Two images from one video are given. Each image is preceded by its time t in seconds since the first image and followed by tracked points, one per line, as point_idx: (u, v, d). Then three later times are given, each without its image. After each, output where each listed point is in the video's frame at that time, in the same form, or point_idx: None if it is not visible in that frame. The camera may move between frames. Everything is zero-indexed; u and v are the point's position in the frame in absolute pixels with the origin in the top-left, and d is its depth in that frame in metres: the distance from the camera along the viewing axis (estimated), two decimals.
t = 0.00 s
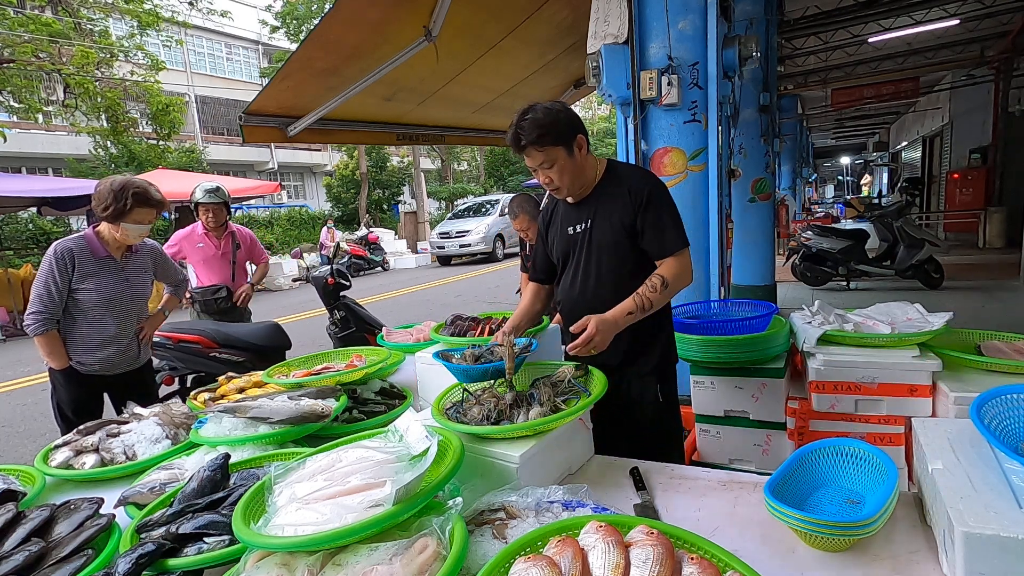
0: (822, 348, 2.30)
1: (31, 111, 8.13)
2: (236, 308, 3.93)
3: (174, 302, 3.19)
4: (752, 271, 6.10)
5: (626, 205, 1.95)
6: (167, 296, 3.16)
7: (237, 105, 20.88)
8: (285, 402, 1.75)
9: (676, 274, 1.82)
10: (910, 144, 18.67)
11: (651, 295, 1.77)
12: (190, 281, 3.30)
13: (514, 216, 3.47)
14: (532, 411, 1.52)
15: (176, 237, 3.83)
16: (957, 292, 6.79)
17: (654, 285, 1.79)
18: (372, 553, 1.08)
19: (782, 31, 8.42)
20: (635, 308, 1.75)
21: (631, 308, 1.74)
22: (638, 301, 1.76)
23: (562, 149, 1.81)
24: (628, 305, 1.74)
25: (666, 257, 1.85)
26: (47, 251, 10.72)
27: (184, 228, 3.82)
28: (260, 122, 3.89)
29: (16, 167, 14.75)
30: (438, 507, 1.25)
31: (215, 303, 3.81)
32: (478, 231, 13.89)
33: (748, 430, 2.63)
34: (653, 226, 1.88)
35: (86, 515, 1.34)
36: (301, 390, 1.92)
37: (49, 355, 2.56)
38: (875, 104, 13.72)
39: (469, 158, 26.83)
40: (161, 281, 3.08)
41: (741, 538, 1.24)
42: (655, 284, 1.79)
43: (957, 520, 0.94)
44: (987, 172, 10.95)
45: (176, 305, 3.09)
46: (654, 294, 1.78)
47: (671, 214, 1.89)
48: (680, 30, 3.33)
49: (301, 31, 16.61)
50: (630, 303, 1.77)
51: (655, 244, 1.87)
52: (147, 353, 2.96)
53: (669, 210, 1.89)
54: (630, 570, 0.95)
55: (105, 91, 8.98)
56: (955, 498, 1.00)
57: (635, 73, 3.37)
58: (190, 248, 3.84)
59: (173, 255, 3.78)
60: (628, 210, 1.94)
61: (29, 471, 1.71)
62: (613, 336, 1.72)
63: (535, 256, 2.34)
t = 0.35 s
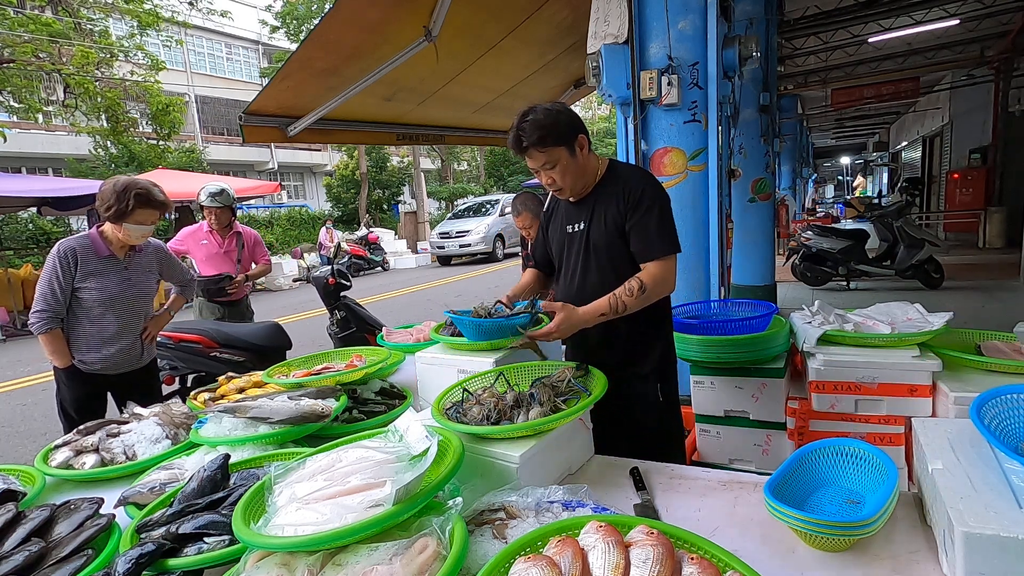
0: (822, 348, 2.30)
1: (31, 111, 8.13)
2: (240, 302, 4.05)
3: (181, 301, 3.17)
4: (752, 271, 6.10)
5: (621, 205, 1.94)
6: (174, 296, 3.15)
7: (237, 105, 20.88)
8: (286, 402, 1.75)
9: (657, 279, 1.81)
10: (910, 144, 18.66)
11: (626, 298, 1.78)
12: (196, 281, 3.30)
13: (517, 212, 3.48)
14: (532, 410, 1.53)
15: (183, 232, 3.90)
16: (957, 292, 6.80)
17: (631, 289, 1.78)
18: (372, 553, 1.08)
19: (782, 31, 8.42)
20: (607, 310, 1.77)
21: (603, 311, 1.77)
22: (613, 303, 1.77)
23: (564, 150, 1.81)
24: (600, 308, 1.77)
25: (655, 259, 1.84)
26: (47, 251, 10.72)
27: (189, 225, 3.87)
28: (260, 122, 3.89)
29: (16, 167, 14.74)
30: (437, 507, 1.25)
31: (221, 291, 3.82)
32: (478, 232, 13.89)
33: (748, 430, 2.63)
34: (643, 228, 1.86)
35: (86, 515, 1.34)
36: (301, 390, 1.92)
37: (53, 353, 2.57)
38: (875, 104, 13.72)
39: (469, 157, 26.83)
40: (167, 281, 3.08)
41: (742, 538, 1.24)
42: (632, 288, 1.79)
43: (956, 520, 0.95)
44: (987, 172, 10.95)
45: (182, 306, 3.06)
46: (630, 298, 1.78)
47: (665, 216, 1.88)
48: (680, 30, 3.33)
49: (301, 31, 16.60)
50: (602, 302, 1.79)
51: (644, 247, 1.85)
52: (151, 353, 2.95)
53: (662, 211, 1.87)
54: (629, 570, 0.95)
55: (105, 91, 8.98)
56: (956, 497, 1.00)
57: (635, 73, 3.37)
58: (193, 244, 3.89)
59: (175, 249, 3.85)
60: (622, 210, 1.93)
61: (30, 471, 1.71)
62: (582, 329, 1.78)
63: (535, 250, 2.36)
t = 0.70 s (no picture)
0: (821, 348, 2.30)
1: (31, 111, 8.13)
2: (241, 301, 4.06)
3: (186, 300, 3.17)
4: (752, 271, 6.10)
5: (621, 207, 1.94)
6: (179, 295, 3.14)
7: (237, 105, 20.88)
8: (286, 401, 1.75)
9: (669, 282, 1.81)
10: (910, 144, 18.66)
11: (645, 306, 1.75)
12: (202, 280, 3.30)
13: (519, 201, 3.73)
14: (532, 410, 1.52)
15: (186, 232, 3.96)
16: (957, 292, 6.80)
17: (649, 295, 1.77)
18: (372, 553, 1.08)
19: (782, 31, 8.42)
20: (632, 321, 1.72)
21: (629, 323, 1.72)
22: (634, 311, 1.74)
23: (561, 154, 1.81)
24: (627, 320, 1.72)
25: (659, 260, 1.84)
26: (47, 251, 10.72)
27: (190, 224, 3.92)
28: (260, 122, 3.89)
29: (16, 167, 14.75)
30: (437, 507, 1.25)
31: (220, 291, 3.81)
32: (478, 232, 13.89)
33: (748, 430, 2.63)
34: (649, 233, 1.86)
35: (85, 515, 1.34)
36: (301, 389, 1.92)
37: (58, 351, 2.57)
38: (875, 104, 13.72)
39: (469, 158, 26.83)
40: (172, 280, 3.07)
41: (742, 538, 1.24)
42: (649, 294, 1.77)
43: (957, 520, 0.94)
44: (987, 172, 10.95)
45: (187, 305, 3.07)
46: (649, 304, 1.76)
47: (667, 218, 1.88)
48: (680, 30, 3.33)
49: (301, 31, 16.60)
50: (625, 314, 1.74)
51: (651, 251, 1.85)
52: (156, 351, 2.95)
53: (663, 213, 1.88)
54: (629, 570, 0.95)
55: (105, 91, 8.98)
56: (955, 498, 1.00)
57: (635, 73, 3.37)
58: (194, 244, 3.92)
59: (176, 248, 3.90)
60: (622, 212, 1.94)
61: (29, 471, 1.71)
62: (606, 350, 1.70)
63: (535, 250, 2.36)
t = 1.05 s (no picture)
0: (821, 348, 2.31)
1: (32, 111, 8.13)
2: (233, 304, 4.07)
3: (191, 300, 3.14)
4: (752, 271, 6.10)
5: (627, 216, 1.94)
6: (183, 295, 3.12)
7: (237, 105, 20.87)
8: (286, 401, 1.75)
9: (653, 304, 1.79)
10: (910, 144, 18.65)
11: (624, 325, 1.73)
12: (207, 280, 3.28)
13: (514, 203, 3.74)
14: (531, 410, 1.53)
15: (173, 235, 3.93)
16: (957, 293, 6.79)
17: (630, 314, 1.75)
18: (372, 553, 1.08)
19: (782, 31, 8.42)
20: (608, 336, 1.70)
21: (605, 337, 1.70)
22: (613, 328, 1.72)
23: (577, 154, 1.81)
24: (603, 335, 1.70)
25: (652, 277, 1.82)
26: (47, 251, 10.72)
27: (178, 226, 3.90)
28: (260, 122, 3.89)
29: (15, 167, 14.75)
30: (437, 507, 1.25)
31: (212, 298, 3.83)
32: (478, 232, 13.89)
33: (748, 430, 2.63)
34: (647, 247, 1.85)
35: (85, 515, 1.34)
36: (301, 390, 1.92)
37: (65, 349, 2.57)
38: (875, 104, 13.72)
39: (469, 157, 26.82)
40: (176, 280, 3.07)
41: (742, 538, 1.24)
42: (631, 312, 1.76)
43: (957, 520, 0.95)
44: (987, 172, 10.94)
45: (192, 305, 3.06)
46: (629, 323, 1.74)
47: (670, 232, 1.87)
48: (680, 30, 3.33)
49: (301, 31, 16.60)
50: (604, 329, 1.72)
51: (645, 266, 1.84)
52: (161, 350, 2.94)
53: (667, 228, 1.87)
54: (629, 570, 0.95)
55: (105, 91, 8.97)
56: (955, 498, 1.00)
57: (635, 73, 3.37)
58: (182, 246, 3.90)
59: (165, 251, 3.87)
60: (627, 221, 1.94)
61: (29, 471, 1.71)
62: (581, 364, 1.69)
63: (538, 245, 2.37)
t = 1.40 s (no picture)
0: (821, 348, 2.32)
1: (32, 111, 8.12)
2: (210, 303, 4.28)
3: (197, 301, 3.12)
4: (753, 271, 6.10)
5: (624, 212, 1.94)
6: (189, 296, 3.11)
7: (237, 105, 20.87)
8: (286, 401, 1.75)
9: (662, 291, 1.80)
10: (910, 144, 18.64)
11: (632, 308, 1.76)
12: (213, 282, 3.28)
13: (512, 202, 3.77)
14: (532, 410, 1.53)
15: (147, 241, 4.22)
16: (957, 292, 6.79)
17: (639, 298, 1.77)
18: (372, 553, 1.07)
19: (782, 31, 8.42)
20: (615, 318, 1.74)
21: (612, 318, 1.74)
22: (620, 311, 1.75)
23: (570, 153, 1.82)
24: (611, 316, 1.74)
25: (654, 267, 1.83)
26: (47, 251, 10.72)
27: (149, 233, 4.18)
28: (260, 122, 3.89)
29: (16, 167, 14.75)
30: (438, 507, 1.25)
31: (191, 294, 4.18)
32: (478, 232, 13.89)
33: (748, 430, 2.63)
34: (648, 240, 1.85)
35: (85, 515, 1.34)
36: (301, 390, 1.92)
37: (71, 346, 2.58)
38: (875, 104, 13.72)
39: (469, 157, 26.81)
40: (182, 280, 3.07)
41: (742, 538, 1.24)
42: (640, 297, 1.78)
43: (956, 520, 0.95)
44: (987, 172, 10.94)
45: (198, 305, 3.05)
46: (637, 307, 1.76)
47: (669, 226, 1.87)
48: (680, 30, 3.33)
49: (301, 31, 16.60)
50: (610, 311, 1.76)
51: (647, 258, 1.85)
52: (166, 350, 2.94)
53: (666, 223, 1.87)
54: (629, 570, 0.95)
55: (105, 91, 8.97)
56: (956, 497, 1.00)
57: (635, 73, 3.37)
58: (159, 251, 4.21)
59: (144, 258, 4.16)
60: (625, 217, 1.94)
61: (29, 471, 1.71)
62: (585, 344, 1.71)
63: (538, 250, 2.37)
